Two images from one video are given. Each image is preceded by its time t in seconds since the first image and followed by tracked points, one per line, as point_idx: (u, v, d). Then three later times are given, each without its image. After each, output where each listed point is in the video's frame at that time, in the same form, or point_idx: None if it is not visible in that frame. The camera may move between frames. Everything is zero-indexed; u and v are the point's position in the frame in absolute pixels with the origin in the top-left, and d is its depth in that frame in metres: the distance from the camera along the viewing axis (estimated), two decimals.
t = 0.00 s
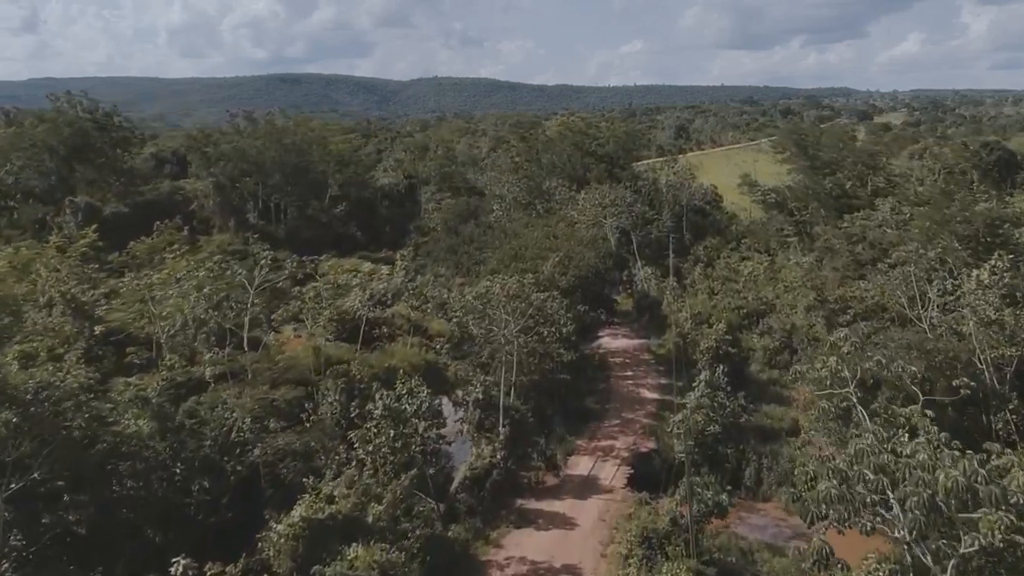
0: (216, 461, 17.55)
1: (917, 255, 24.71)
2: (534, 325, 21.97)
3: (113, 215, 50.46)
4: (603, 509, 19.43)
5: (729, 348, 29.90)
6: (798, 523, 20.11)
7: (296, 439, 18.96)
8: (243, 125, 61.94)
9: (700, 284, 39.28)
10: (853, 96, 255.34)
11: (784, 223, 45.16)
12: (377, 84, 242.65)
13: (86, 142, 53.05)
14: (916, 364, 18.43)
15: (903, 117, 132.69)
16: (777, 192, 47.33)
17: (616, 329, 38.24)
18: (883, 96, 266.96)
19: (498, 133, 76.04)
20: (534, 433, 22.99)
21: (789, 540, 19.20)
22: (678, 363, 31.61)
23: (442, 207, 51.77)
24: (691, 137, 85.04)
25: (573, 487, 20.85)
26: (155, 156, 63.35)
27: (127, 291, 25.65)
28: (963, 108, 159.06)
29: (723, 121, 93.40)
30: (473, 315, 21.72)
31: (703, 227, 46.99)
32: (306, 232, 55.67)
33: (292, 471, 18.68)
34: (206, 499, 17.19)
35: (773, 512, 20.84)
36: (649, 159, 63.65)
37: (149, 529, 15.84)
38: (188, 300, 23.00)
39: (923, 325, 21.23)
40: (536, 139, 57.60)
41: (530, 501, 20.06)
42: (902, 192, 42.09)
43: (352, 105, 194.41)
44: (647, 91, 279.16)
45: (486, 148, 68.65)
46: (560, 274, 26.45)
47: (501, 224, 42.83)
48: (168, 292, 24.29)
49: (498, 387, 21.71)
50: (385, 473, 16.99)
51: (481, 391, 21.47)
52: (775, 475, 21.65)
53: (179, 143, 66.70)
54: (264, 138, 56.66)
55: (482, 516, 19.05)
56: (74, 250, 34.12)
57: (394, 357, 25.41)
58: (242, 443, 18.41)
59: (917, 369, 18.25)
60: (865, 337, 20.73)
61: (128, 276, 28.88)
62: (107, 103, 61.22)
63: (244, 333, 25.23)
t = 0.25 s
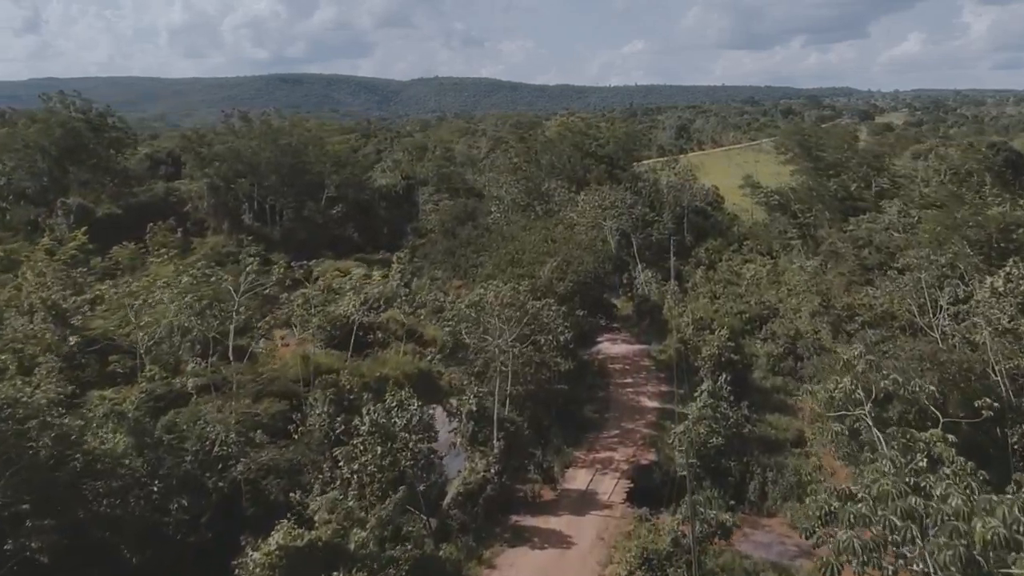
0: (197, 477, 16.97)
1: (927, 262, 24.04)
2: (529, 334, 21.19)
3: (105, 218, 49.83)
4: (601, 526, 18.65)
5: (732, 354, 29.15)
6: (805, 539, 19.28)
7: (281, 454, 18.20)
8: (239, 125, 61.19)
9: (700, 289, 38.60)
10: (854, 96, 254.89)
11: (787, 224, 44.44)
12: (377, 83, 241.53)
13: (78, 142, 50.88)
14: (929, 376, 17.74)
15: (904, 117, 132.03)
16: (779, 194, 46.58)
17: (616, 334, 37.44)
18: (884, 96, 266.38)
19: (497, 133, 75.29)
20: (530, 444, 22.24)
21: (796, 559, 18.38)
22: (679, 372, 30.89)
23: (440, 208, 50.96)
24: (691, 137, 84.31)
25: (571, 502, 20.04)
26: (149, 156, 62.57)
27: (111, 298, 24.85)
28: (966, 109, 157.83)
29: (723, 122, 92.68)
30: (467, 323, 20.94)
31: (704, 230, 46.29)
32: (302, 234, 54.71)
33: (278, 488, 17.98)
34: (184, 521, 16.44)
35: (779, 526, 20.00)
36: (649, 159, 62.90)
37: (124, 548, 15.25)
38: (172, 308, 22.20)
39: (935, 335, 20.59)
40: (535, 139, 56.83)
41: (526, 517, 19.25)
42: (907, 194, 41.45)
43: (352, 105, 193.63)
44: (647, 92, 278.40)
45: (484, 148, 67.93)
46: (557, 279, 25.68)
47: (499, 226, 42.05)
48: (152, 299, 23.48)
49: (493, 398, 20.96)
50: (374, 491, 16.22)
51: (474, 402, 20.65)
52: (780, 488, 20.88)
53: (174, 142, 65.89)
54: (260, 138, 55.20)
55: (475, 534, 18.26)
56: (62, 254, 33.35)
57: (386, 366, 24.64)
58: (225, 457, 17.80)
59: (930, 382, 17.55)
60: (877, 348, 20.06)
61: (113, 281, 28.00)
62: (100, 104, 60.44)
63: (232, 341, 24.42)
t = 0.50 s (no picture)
0: (179, 489, 16.37)
1: (937, 265, 23.39)
2: (524, 339, 20.50)
3: (97, 216, 49.03)
4: (600, 539, 17.96)
5: (735, 357, 28.46)
6: (811, 551, 18.56)
7: (266, 464, 17.51)
8: (234, 121, 60.46)
9: (701, 290, 37.97)
10: (855, 93, 254.05)
11: (790, 223, 43.73)
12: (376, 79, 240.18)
13: (71, 139, 48.57)
14: (942, 386, 17.09)
15: (906, 114, 131.23)
16: (782, 191, 45.85)
17: (615, 335, 36.71)
18: (885, 92, 265.27)
19: (496, 129, 74.53)
20: (526, 453, 21.57)
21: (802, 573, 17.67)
22: (680, 376, 30.26)
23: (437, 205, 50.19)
24: (692, 133, 83.52)
25: (568, 513, 19.34)
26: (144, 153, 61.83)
27: (96, 302, 24.20)
28: (967, 105, 157.00)
29: (724, 118, 91.91)
30: (461, 328, 20.26)
31: (706, 228, 45.60)
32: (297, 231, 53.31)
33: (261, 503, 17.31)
34: (163, 541, 15.81)
35: (783, 538, 19.30)
36: (649, 156, 62.10)
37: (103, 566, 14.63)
38: (155, 312, 21.55)
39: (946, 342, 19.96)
40: (534, 135, 56.06)
41: (521, 529, 18.55)
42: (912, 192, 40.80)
43: (351, 101, 192.66)
44: (648, 88, 277.32)
45: (483, 146, 67.16)
46: (554, 281, 24.97)
47: (497, 224, 41.32)
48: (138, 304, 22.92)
49: (487, 405, 20.29)
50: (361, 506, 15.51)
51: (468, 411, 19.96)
52: (784, 499, 20.20)
53: (169, 138, 65.11)
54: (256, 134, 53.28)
55: (469, 547, 17.58)
56: (49, 254, 32.65)
57: (379, 370, 23.97)
58: (208, 468, 17.19)
59: (943, 392, 16.90)
60: (887, 356, 19.43)
61: (97, 284, 27.19)
62: (94, 100, 59.67)
63: (219, 345, 23.67)
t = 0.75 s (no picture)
0: (160, 496, 15.89)
1: (946, 263, 22.88)
2: (520, 339, 19.89)
3: (91, 207, 47.14)
4: (598, 545, 17.37)
5: (738, 353, 27.86)
6: (816, 557, 17.92)
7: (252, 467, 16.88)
8: (229, 113, 59.68)
9: (702, 285, 37.41)
10: (855, 83, 253.16)
11: (792, 216, 43.11)
12: (374, 69, 238.57)
13: (64, 130, 47.10)
14: (953, 389, 16.55)
15: (906, 105, 130.60)
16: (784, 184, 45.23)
17: (615, 331, 36.08)
18: (886, 83, 264.12)
19: (494, 120, 73.82)
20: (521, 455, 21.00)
21: None
22: (680, 374, 29.70)
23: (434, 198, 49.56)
24: (692, 124, 82.84)
25: (565, 518, 18.71)
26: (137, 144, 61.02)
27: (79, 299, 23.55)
28: (966, 97, 156.62)
29: (724, 109, 91.26)
30: (454, 327, 19.66)
31: (706, 222, 45.02)
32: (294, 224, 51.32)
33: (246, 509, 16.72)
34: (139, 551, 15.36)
35: (787, 543, 18.66)
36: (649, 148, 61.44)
37: None
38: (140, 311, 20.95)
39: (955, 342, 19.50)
40: (533, 126, 55.35)
41: (516, 535, 17.93)
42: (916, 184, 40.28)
43: (349, 92, 191.46)
44: (647, 78, 276.09)
45: (481, 137, 66.43)
46: (552, 277, 24.34)
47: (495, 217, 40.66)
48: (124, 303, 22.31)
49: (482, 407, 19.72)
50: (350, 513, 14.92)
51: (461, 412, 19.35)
52: (788, 502, 19.61)
53: (162, 130, 64.26)
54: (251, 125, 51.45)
55: (461, 555, 16.98)
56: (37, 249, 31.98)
57: (371, 369, 23.39)
58: (193, 473, 16.62)
59: (954, 396, 16.39)
60: (894, 357, 18.96)
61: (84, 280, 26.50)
62: (86, 90, 58.78)
63: (208, 344, 23.05)
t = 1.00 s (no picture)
0: (144, 492, 15.36)
1: (955, 251, 22.31)
2: (517, 329, 19.37)
3: (85, 189, 45.37)
4: (597, 541, 16.92)
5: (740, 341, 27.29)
6: (820, 554, 17.47)
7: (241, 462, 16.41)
8: (224, 94, 58.82)
9: (703, 269, 36.85)
10: (856, 64, 251.46)
11: (795, 200, 42.47)
12: (372, 50, 236.26)
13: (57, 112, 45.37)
14: (965, 383, 16.04)
15: (910, 87, 129.38)
16: (788, 167, 44.55)
17: (615, 317, 35.50)
18: (889, 64, 262.01)
19: (494, 102, 72.90)
20: (518, 447, 20.51)
21: None
22: (681, 361, 29.20)
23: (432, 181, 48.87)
24: (694, 105, 81.89)
25: (562, 513, 18.22)
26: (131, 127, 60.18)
27: (67, 287, 22.99)
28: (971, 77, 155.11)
29: (726, 90, 90.22)
30: (449, 318, 19.13)
31: (707, 206, 44.37)
32: (291, 209, 49.78)
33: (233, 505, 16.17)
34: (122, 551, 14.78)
35: (791, 538, 18.17)
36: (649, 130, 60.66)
37: None
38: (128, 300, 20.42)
39: (965, 333, 18.97)
40: (533, 108, 54.52)
41: (512, 531, 17.44)
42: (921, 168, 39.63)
43: (347, 73, 189.72)
44: (648, 59, 273.82)
45: (480, 118, 65.57)
46: (550, 264, 23.76)
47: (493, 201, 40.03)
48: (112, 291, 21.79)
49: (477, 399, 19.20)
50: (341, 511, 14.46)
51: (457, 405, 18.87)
52: (792, 496, 19.13)
53: (157, 111, 63.35)
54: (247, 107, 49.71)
55: (456, 552, 16.51)
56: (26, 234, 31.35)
57: (365, 359, 22.91)
58: (179, 468, 16.12)
59: (966, 390, 15.88)
60: (903, 348, 18.41)
61: (72, 267, 25.92)
62: (78, 71, 57.82)
63: (198, 333, 22.48)
